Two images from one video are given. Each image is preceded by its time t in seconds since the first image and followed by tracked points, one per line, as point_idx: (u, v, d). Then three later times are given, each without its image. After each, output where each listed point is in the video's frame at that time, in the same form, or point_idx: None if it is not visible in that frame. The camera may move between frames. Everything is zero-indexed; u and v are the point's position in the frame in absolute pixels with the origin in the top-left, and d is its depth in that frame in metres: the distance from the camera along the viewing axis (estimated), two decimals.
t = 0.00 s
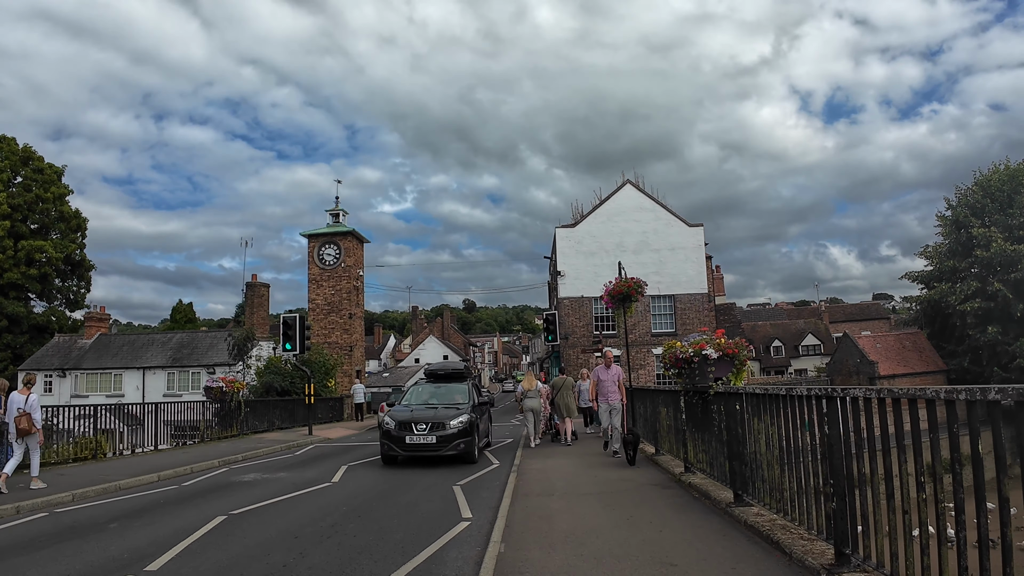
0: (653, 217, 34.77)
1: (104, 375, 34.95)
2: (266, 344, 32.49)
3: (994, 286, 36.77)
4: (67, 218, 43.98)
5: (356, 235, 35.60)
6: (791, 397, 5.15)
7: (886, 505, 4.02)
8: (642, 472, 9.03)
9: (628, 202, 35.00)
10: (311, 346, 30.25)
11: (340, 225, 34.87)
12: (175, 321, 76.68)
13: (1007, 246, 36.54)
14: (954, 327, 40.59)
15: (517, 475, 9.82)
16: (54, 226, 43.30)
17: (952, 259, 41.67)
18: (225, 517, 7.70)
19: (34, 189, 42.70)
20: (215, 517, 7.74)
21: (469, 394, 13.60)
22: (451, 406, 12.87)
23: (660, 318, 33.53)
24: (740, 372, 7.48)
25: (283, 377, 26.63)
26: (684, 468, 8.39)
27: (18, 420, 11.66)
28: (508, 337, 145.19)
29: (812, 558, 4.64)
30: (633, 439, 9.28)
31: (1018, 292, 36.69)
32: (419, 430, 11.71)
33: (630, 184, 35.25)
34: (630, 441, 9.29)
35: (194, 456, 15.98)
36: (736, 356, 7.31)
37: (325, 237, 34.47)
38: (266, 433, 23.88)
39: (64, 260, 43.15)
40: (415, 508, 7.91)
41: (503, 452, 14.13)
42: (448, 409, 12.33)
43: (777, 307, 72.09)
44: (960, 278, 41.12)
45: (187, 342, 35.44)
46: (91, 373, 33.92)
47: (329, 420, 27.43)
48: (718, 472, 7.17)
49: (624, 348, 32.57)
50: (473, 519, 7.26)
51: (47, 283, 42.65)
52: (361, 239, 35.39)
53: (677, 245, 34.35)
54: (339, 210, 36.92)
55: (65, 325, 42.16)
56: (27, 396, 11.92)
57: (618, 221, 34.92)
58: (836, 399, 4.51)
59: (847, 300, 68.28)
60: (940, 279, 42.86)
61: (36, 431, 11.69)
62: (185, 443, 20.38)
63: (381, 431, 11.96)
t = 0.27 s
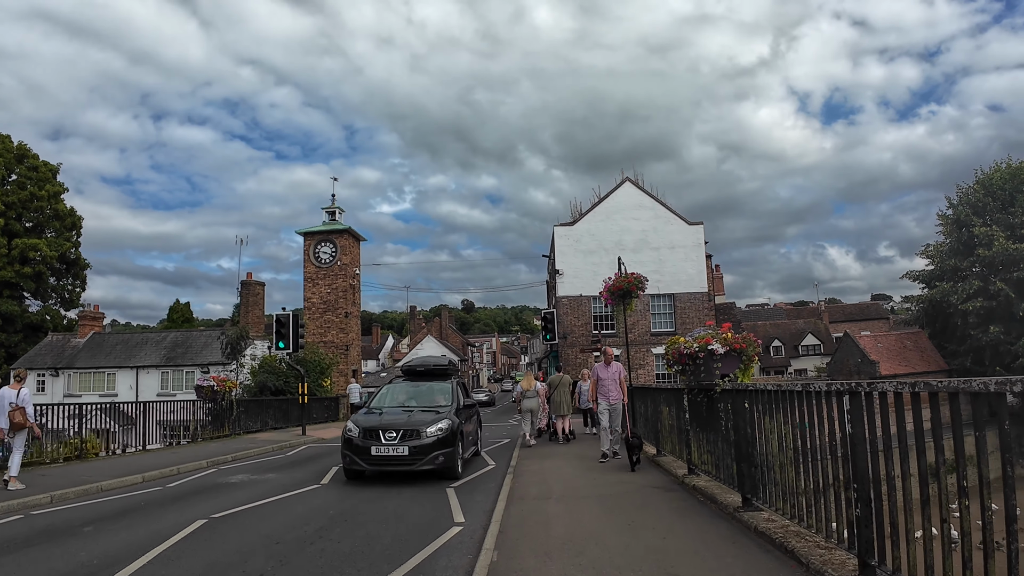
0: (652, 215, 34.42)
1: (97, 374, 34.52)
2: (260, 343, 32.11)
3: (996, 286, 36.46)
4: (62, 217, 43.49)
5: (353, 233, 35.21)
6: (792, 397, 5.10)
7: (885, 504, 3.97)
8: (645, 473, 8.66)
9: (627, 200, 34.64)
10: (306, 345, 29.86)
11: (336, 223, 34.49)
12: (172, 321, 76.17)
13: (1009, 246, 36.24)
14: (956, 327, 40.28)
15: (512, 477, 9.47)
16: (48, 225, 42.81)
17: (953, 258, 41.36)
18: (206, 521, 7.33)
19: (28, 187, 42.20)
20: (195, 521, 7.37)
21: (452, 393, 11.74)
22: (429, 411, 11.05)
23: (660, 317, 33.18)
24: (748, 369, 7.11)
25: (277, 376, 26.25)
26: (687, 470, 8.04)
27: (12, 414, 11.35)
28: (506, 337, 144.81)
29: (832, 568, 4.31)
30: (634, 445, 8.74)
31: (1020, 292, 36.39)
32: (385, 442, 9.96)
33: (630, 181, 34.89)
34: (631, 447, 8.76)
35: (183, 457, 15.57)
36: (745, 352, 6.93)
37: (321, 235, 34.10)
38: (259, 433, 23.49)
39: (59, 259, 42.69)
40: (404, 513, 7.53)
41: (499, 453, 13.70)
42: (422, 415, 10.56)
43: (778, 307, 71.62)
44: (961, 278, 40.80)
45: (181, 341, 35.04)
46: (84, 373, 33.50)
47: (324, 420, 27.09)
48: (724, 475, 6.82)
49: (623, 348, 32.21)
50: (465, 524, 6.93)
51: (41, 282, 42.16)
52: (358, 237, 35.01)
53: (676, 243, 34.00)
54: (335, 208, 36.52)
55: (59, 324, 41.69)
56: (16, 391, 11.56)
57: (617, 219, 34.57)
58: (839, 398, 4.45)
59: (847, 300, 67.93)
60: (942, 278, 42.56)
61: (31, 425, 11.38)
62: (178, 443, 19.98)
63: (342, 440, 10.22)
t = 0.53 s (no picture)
0: (653, 214, 34.06)
1: (92, 374, 34.12)
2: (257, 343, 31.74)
3: (1000, 286, 36.12)
4: (59, 216, 43.04)
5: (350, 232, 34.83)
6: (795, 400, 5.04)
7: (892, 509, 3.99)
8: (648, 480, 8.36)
9: (628, 198, 34.29)
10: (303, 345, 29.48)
11: (333, 221, 34.14)
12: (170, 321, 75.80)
13: (1013, 245, 35.90)
14: (959, 327, 39.94)
15: (509, 484, 9.10)
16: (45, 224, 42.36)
17: (956, 258, 41.01)
18: (188, 532, 6.95)
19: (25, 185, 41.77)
20: (176, 532, 6.98)
21: (432, 397, 8.92)
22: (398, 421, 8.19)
23: (661, 317, 32.82)
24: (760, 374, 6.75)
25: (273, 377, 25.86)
26: (694, 478, 7.69)
27: (10, 418, 10.96)
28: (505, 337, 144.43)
29: None
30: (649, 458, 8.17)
31: None
32: (332, 470, 6.98)
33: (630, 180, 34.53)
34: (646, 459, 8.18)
35: (174, 459, 15.20)
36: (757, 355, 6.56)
37: (319, 233, 33.74)
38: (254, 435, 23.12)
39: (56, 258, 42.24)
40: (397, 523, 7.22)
41: (496, 455, 13.31)
42: (386, 429, 7.61)
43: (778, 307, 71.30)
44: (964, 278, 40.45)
45: (177, 340, 34.67)
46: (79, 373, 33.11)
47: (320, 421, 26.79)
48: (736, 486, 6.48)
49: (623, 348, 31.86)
50: (461, 536, 6.58)
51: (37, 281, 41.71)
52: (355, 236, 34.63)
53: (677, 243, 33.65)
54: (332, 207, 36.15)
55: (55, 324, 41.26)
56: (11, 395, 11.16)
57: (617, 218, 34.22)
58: (837, 402, 4.43)
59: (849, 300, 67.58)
60: (944, 278, 42.24)
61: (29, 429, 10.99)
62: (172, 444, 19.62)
63: (275, 465, 7.34)
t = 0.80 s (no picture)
0: (655, 211, 33.64)
1: (86, 372, 33.70)
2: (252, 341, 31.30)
3: (1005, 284, 35.72)
4: (55, 212, 42.49)
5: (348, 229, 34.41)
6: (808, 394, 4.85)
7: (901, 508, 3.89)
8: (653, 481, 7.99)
9: (630, 195, 33.85)
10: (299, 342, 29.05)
11: (331, 218, 33.72)
12: (170, 320, 75.48)
13: (1019, 243, 35.50)
14: (964, 326, 39.54)
15: (509, 485, 8.62)
16: (40, 220, 41.82)
17: (961, 256, 40.60)
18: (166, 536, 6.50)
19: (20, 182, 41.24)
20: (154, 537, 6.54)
21: (394, 395, 6.71)
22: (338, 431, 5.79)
23: (663, 315, 32.39)
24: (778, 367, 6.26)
25: (268, 374, 25.44)
26: (706, 480, 7.24)
27: None
28: (505, 336, 144.02)
29: None
30: (672, 469, 7.52)
31: None
32: (220, 511, 4.71)
33: (632, 176, 34.10)
34: (668, 471, 7.53)
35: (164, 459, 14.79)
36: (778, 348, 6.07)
37: (316, 230, 33.32)
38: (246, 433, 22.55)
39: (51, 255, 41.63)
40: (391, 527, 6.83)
41: (494, 455, 12.85)
42: (316, 445, 5.29)
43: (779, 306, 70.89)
44: (969, 276, 40.05)
45: (172, 338, 34.25)
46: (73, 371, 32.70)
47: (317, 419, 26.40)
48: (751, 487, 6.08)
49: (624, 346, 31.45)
50: (457, 542, 6.13)
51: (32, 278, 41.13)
52: (354, 232, 34.19)
53: (680, 240, 33.22)
54: (329, 203, 35.72)
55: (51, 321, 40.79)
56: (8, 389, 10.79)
57: (618, 215, 33.79)
58: (846, 398, 4.33)
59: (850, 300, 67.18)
60: (948, 276, 41.82)
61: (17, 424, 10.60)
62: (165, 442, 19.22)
63: (150, 499, 5.11)
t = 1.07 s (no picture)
0: (657, 210, 33.30)
1: (82, 372, 33.33)
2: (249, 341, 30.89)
3: (1010, 285, 35.38)
4: (52, 212, 42.05)
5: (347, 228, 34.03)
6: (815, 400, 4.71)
7: (899, 515, 3.85)
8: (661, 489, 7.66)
9: (631, 194, 33.51)
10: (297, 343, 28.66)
11: (329, 217, 33.35)
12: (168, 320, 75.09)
13: None
14: (968, 326, 39.18)
15: (509, 492, 8.26)
16: (37, 220, 41.38)
17: (965, 256, 40.25)
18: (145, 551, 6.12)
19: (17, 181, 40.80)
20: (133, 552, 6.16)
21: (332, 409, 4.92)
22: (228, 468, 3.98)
23: (665, 316, 32.05)
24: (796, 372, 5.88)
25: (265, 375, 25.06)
26: (717, 488, 6.90)
27: None
28: (506, 336, 143.66)
29: None
30: (687, 485, 6.82)
31: None
32: None
33: (634, 175, 33.76)
34: (683, 487, 6.83)
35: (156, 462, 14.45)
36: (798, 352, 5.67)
37: (314, 229, 32.95)
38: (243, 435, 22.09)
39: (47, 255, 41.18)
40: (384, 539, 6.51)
41: (495, 459, 12.48)
42: (182, 490, 3.53)
43: (781, 306, 70.53)
44: (974, 276, 39.68)
45: (169, 338, 33.89)
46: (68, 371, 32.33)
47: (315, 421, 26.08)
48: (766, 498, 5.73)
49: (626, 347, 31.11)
50: (455, 555, 5.79)
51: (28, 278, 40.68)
52: (353, 232, 33.83)
53: (682, 239, 32.88)
54: (328, 202, 35.35)
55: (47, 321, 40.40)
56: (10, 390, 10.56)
57: (620, 214, 33.45)
58: (867, 406, 4.12)
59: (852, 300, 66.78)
60: (952, 277, 41.46)
61: (13, 428, 10.29)
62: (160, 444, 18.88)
63: None
